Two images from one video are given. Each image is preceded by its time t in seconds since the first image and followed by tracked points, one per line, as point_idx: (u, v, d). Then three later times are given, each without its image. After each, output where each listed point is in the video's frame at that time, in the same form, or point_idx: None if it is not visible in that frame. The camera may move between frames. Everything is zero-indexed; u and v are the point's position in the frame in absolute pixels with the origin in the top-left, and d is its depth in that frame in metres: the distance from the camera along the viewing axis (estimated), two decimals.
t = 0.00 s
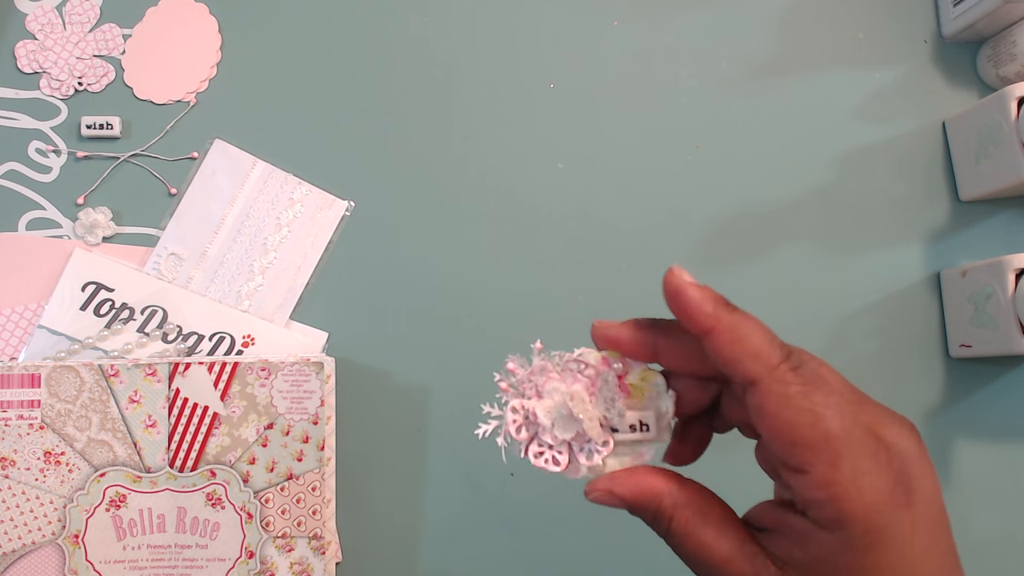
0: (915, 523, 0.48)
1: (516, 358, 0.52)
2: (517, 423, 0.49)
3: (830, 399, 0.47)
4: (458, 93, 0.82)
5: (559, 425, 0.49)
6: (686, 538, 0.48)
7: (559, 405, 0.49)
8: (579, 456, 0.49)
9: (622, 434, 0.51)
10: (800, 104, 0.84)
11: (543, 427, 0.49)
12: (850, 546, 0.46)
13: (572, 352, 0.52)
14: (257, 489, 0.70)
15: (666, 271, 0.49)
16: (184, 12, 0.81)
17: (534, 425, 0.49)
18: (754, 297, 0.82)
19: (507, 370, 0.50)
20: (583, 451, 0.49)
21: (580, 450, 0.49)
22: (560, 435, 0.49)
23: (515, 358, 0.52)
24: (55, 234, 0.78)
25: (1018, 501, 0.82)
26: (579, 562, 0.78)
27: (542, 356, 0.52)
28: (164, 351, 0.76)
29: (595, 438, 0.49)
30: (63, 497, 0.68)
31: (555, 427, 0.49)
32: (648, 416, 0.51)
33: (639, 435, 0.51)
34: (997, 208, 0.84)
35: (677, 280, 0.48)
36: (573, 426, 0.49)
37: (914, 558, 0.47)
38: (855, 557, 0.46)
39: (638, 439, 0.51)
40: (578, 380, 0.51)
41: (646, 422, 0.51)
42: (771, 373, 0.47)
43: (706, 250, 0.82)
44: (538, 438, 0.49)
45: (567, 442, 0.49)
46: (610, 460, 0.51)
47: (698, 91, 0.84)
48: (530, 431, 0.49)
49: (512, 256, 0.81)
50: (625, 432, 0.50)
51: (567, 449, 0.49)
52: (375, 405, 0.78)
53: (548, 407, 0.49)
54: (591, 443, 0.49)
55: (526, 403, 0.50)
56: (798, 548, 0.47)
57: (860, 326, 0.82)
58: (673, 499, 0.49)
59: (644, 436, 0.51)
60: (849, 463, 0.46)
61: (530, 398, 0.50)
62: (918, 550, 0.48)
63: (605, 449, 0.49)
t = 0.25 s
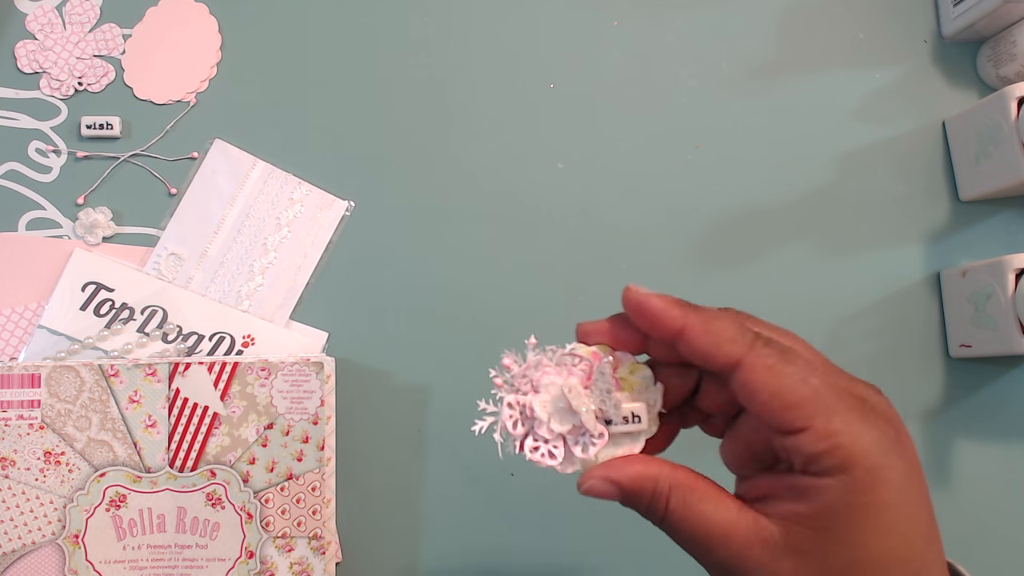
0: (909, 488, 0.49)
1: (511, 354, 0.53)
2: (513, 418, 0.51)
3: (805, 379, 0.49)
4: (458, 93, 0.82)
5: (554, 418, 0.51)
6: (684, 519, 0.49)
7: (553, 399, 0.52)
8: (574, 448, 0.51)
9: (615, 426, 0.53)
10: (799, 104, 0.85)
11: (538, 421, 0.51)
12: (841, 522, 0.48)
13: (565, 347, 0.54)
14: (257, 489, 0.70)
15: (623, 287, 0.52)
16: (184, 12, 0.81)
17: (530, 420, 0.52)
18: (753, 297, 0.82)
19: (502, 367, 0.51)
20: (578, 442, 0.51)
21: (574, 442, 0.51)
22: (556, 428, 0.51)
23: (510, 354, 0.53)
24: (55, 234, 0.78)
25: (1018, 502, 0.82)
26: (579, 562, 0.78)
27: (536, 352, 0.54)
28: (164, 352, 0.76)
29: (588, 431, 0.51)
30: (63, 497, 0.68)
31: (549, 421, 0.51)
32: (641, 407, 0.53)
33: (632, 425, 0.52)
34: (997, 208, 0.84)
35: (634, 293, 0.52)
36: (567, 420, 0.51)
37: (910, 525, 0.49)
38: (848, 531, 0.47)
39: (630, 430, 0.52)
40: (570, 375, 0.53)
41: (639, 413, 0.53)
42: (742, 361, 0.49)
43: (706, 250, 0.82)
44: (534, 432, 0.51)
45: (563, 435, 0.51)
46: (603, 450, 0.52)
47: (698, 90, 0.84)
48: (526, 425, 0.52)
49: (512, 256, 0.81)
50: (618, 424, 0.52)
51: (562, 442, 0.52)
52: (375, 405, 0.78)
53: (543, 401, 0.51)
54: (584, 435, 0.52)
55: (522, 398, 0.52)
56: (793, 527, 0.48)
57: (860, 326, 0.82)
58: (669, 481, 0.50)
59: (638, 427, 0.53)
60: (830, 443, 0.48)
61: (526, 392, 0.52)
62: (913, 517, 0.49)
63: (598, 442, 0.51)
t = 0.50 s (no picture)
0: (887, 463, 0.50)
1: (496, 339, 0.54)
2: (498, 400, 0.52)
3: (784, 351, 0.52)
4: (458, 93, 0.82)
5: (539, 401, 0.52)
6: (669, 500, 0.49)
7: (537, 382, 0.53)
8: (559, 432, 0.52)
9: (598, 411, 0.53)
10: (799, 104, 0.85)
11: (524, 404, 0.52)
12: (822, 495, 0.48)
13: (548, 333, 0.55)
14: (257, 489, 0.70)
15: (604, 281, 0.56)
16: (184, 12, 0.81)
17: (515, 403, 0.52)
18: (753, 296, 0.82)
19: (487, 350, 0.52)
20: (562, 425, 0.52)
21: (559, 426, 0.52)
22: (540, 410, 0.52)
23: (495, 339, 0.54)
24: (55, 234, 0.78)
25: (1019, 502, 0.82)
26: (579, 562, 0.78)
27: (520, 337, 0.54)
28: (164, 352, 0.76)
29: (573, 414, 0.52)
30: (63, 497, 0.68)
31: (535, 404, 0.52)
32: (623, 393, 0.54)
33: (615, 410, 0.53)
34: (998, 208, 0.84)
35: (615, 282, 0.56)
36: (552, 403, 0.52)
37: (890, 497, 0.50)
38: (829, 501, 0.48)
39: (613, 416, 0.53)
40: (553, 359, 0.54)
41: (621, 398, 0.54)
42: (724, 335, 0.53)
43: (706, 250, 0.82)
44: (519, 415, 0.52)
45: (548, 418, 0.52)
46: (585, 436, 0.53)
47: (698, 90, 0.84)
48: (512, 408, 0.52)
49: (512, 256, 0.80)
50: (601, 408, 0.53)
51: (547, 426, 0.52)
52: (375, 405, 0.78)
53: (528, 384, 0.52)
54: (569, 419, 0.52)
55: (507, 382, 0.52)
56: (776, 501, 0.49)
57: (860, 326, 0.82)
58: (654, 462, 0.49)
59: (621, 412, 0.53)
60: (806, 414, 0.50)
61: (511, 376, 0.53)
62: (893, 487, 0.50)
63: (582, 425, 0.52)
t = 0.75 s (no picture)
0: (883, 417, 0.52)
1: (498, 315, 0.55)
2: (499, 372, 0.53)
3: (789, 304, 0.55)
4: (458, 93, 0.82)
5: (541, 373, 0.53)
6: (684, 477, 0.47)
7: (540, 354, 0.54)
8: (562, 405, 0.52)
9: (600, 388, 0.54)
10: (799, 104, 0.85)
11: (527, 377, 0.53)
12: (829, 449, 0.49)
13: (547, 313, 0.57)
14: (257, 489, 0.70)
15: (617, 240, 0.57)
16: (184, 12, 0.81)
17: (518, 375, 0.53)
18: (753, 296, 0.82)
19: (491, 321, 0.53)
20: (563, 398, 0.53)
21: (562, 399, 0.53)
22: (542, 382, 0.53)
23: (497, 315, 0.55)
24: (55, 234, 0.78)
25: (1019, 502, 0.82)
26: (579, 562, 0.78)
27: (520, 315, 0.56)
28: (164, 351, 0.76)
29: (575, 387, 0.53)
30: (63, 497, 0.68)
31: (538, 375, 0.53)
32: (623, 372, 0.55)
33: (616, 388, 0.54)
34: (998, 208, 0.84)
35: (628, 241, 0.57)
36: (554, 376, 0.53)
37: (886, 448, 0.52)
38: (837, 453, 0.50)
39: (613, 395, 0.54)
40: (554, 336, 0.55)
41: (621, 376, 0.55)
42: (739, 286, 0.55)
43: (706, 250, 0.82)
44: (519, 388, 0.53)
45: (549, 391, 0.53)
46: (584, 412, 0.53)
47: (698, 90, 0.84)
48: (515, 381, 0.53)
49: (512, 256, 0.80)
50: (603, 385, 0.54)
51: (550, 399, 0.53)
52: (375, 405, 0.78)
53: (531, 356, 0.53)
54: (571, 393, 0.53)
55: (509, 354, 0.53)
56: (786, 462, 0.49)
57: (860, 325, 0.82)
58: (664, 436, 0.48)
59: (622, 390, 0.54)
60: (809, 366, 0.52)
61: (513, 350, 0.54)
62: (888, 439, 0.52)
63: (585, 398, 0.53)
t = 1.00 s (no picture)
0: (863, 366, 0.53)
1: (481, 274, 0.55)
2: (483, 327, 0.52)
3: (774, 252, 0.56)
4: (459, 93, 0.82)
5: (526, 328, 0.52)
6: (676, 423, 0.47)
7: (524, 312, 0.53)
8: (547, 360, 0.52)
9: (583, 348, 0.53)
10: (799, 104, 0.85)
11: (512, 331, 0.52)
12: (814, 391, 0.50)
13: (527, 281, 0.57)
14: (257, 489, 0.70)
15: (616, 193, 0.58)
16: (184, 12, 0.81)
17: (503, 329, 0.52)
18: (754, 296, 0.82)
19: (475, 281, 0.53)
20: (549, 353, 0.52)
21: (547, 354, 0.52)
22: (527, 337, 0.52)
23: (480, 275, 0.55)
24: (55, 234, 0.78)
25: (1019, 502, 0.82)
26: (579, 562, 0.78)
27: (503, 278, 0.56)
28: (164, 351, 0.76)
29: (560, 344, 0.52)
30: (63, 497, 0.68)
31: (523, 330, 0.52)
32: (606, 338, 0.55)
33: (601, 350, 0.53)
34: (998, 208, 0.84)
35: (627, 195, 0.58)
36: (540, 332, 0.52)
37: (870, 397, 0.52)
38: (821, 401, 0.50)
39: (598, 355, 0.53)
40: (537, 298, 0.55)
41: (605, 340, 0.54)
42: (730, 234, 0.57)
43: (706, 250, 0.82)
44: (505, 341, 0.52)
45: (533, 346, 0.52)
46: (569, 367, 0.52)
47: (698, 90, 0.84)
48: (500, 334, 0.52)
49: (512, 256, 0.80)
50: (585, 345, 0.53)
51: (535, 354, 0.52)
52: (375, 405, 0.78)
53: (516, 311, 0.53)
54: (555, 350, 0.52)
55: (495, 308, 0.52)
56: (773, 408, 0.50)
57: (860, 325, 0.82)
58: (655, 387, 0.48)
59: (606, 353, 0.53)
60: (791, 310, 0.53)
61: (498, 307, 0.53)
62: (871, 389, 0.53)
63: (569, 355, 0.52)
